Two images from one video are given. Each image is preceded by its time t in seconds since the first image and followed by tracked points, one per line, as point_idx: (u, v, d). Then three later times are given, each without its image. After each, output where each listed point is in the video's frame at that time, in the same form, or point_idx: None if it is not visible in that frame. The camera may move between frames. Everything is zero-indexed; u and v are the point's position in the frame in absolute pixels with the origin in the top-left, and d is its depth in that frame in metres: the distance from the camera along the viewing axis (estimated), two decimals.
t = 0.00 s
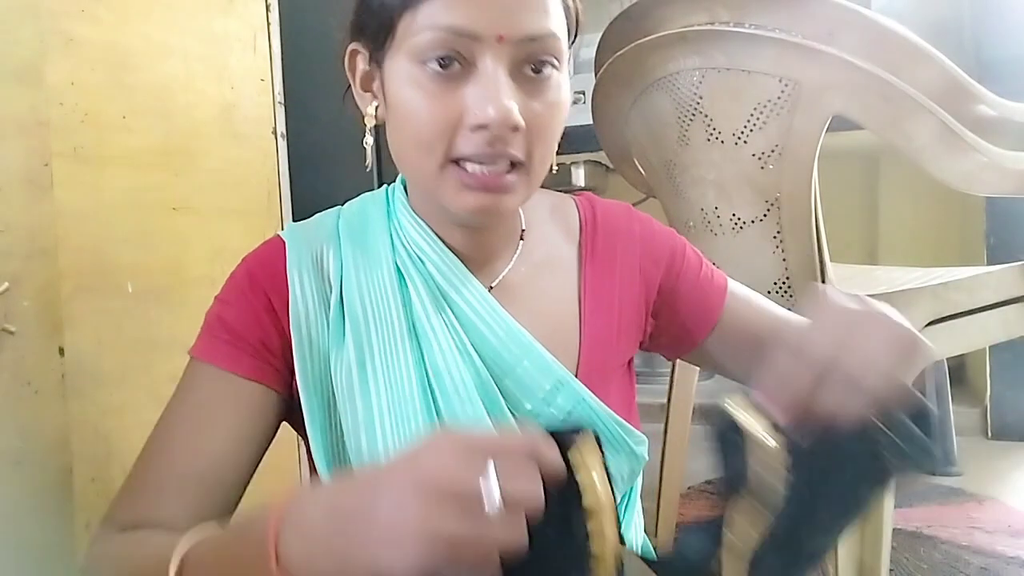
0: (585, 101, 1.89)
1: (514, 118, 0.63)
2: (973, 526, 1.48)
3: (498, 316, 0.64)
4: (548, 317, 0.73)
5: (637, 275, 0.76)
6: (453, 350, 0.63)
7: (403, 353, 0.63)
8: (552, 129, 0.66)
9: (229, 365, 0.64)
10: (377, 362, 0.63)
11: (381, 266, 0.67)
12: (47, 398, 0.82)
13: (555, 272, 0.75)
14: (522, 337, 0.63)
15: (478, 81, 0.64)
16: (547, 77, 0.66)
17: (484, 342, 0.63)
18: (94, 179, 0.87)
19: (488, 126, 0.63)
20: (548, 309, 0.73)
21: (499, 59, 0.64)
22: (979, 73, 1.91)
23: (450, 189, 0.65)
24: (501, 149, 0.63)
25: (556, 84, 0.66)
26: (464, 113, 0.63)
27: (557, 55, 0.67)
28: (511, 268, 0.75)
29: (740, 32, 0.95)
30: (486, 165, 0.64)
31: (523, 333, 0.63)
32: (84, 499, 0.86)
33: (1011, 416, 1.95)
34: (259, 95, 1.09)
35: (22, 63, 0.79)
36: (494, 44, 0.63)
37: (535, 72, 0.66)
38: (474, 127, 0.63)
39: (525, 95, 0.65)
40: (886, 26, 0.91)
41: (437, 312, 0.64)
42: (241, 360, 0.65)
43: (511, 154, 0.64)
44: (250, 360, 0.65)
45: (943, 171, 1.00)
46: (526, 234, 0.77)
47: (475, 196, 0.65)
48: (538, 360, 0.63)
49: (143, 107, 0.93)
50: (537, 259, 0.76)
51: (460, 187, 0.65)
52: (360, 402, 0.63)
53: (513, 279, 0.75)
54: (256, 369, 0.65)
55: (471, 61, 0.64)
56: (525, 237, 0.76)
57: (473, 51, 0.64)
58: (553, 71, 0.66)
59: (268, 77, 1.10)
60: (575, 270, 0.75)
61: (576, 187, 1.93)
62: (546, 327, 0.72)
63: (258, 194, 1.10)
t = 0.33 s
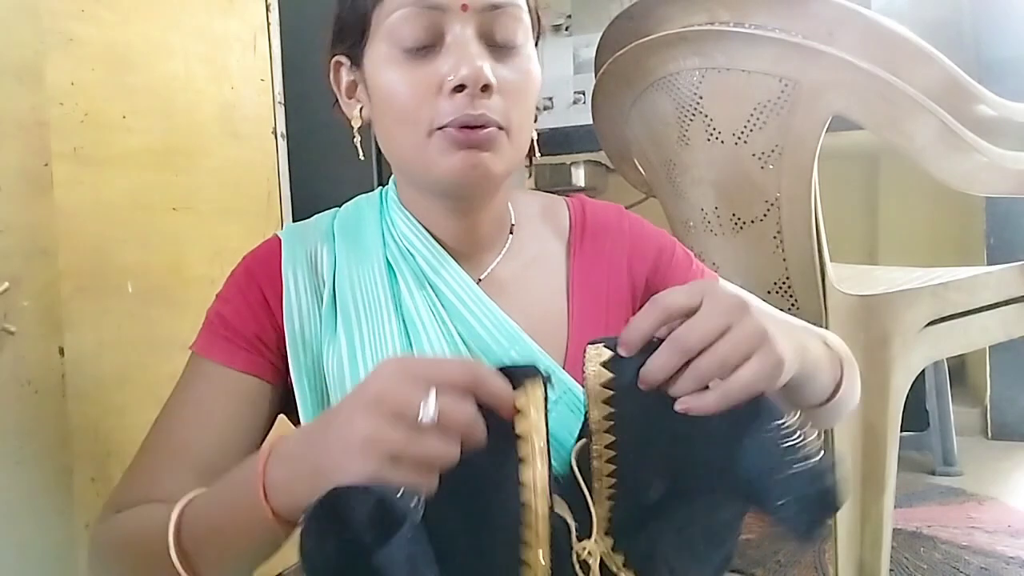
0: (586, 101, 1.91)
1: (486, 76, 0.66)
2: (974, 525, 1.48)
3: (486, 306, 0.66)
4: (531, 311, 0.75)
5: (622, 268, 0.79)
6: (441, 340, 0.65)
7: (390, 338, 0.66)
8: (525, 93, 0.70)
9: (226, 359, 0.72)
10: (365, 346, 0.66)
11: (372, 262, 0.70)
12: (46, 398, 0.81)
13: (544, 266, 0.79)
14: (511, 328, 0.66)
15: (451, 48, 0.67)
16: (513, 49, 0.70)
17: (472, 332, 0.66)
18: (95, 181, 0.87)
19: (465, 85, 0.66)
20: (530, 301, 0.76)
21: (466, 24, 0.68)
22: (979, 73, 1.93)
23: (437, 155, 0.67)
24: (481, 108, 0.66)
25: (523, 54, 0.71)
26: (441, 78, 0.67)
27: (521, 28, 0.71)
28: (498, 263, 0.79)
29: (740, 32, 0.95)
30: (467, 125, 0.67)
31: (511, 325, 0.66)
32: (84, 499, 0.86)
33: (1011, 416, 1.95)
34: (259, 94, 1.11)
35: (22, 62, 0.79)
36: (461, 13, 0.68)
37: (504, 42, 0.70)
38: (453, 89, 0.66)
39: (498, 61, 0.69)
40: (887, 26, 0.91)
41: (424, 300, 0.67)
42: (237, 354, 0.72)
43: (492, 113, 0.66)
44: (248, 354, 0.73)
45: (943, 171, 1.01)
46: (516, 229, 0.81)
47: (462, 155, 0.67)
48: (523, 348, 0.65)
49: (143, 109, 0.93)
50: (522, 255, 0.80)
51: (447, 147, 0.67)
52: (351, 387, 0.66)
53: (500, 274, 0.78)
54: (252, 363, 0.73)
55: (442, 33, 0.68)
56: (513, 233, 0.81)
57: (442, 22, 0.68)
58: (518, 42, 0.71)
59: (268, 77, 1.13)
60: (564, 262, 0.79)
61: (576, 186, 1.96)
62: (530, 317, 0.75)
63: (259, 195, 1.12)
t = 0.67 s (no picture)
0: (586, 101, 1.92)
1: (466, 105, 0.64)
2: (973, 526, 1.48)
3: (479, 305, 0.66)
4: (526, 313, 0.75)
5: (614, 272, 0.79)
6: (433, 337, 0.65)
7: (383, 336, 0.66)
8: (509, 112, 0.67)
9: (241, 365, 0.72)
10: (360, 346, 0.66)
11: (368, 261, 0.70)
12: (46, 398, 0.81)
13: (539, 265, 0.78)
14: (503, 324, 0.65)
15: (429, 76, 0.65)
16: (497, 64, 0.68)
17: (464, 328, 0.65)
18: (93, 180, 0.87)
19: (444, 116, 0.64)
20: (526, 300, 0.76)
21: (445, 51, 0.65)
22: (979, 74, 1.93)
23: (421, 180, 0.67)
24: (462, 137, 0.65)
25: (508, 66, 0.69)
26: (421, 106, 0.65)
27: (506, 39, 0.68)
28: (492, 260, 0.77)
29: (740, 32, 0.95)
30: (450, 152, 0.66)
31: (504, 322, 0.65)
32: (84, 499, 0.86)
33: (1011, 416, 1.96)
34: (259, 94, 1.11)
35: (22, 63, 0.79)
36: (438, 39, 0.65)
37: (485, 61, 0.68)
38: (433, 119, 0.65)
39: (479, 83, 0.67)
40: (886, 26, 0.91)
41: (418, 298, 0.67)
42: (251, 360, 0.72)
43: (474, 140, 0.65)
44: (261, 359, 0.73)
45: (943, 171, 1.01)
46: (511, 226, 0.80)
47: (445, 181, 0.67)
48: (516, 345, 0.64)
49: (143, 109, 0.93)
50: (518, 253, 0.78)
51: (430, 174, 0.66)
52: (344, 387, 0.66)
53: (493, 271, 0.77)
54: (267, 368, 0.73)
55: (421, 59, 0.66)
56: (509, 231, 0.79)
57: (421, 50, 0.66)
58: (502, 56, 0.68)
59: (268, 77, 1.13)
60: (559, 262, 0.79)
61: (576, 187, 1.93)
62: (524, 317, 0.75)
63: (258, 194, 1.12)
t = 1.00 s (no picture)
0: (585, 101, 1.91)
1: (469, 104, 0.64)
2: (973, 526, 1.48)
3: (485, 309, 0.66)
4: (528, 314, 0.75)
5: (620, 275, 0.79)
6: (437, 341, 0.65)
7: (388, 340, 0.66)
8: (514, 112, 0.67)
9: (246, 375, 0.72)
10: (363, 349, 0.66)
11: (371, 263, 0.70)
12: (47, 399, 0.81)
13: (544, 266, 0.78)
14: (509, 329, 0.65)
15: (432, 75, 0.66)
16: (500, 65, 0.68)
17: (469, 332, 0.66)
18: (93, 180, 0.86)
19: (446, 115, 0.64)
20: (529, 302, 0.76)
21: (448, 50, 0.66)
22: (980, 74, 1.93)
23: (424, 182, 0.67)
24: (464, 136, 0.65)
25: (512, 65, 0.68)
26: (424, 106, 0.65)
27: (511, 39, 0.68)
28: (496, 263, 0.78)
29: (740, 32, 0.95)
30: (453, 152, 0.66)
31: (511, 327, 0.65)
32: (84, 499, 0.86)
33: (1010, 416, 1.96)
34: (259, 94, 1.11)
35: (22, 63, 0.79)
36: (442, 38, 0.65)
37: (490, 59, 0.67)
38: (435, 118, 0.65)
39: (483, 84, 0.67)
40: (887, 27, 0.91)
41: (422, 301, 0.67)
42: (256, 370, 0.72)
43: (476, 139, 0.65)
44: (266, 368, 0.72)
45: (943, 170, 1.01)
46: (515, 227, 0.80)
47: (449, 183, 0.66)
48: (522, 349, 0.65)
49: (143, 109, 0.93)
50: (521, 255, 0.78)
51: (433, 176, 0.66)
52: (348, 391, 0.66)
53: (497, 273, 0.77)
54: (273, 377, 0.73)
55: (425, 59, 0.66)
56: (514, 232, 0.79)
57: (425, 48, 0.66)
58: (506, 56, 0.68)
59: (268, 77, 1.12)
60: (565, 264, 0.79)
61: (576, 187, 1.94)
62: (526, 318, 0.75)
63: (259, 194, 1.12)
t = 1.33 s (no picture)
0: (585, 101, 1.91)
1: (454, 73, 0.65)
2: (973, 526, 1.48)
3: (486, 316, 0.66)
4: (530, 319, 0.75)
5: (626, 284, 0.78)
6: (437, 349, 0.65)
7: (386, 347, 0.66)
8: (506, 86, 0.67)
9: (240, 382, 0.72)
10: (362, 357, 0.66)
11: (370, 267, 0.70)
12: (47, 398, 0.81)
13: (547, 272, 0.78)
14: (510, 339, 0.65)
15: (416, 51, 0.66)
16: (486, 41, 0.68)
17: (469, 340, 0.66)
18: (93, 180, 0.86)
19: (432, 86, 0.65)
20: (532, 309, 0.76)
21: (430, 22, 0.66)
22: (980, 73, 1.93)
23: (417, 167, 0.66)
24: (451, 106, 0.65)
25: (500, 42, 0.68)
26: (410, 83, 0.66)
27: (493, 17, 0.69)
28: (498, 268, 0.78)
29: (740, 32, 0.95)
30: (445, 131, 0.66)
31: (512, 337, 0.66)
32: (84, 499, 0.86)
33: (1011, 416, 1.96)
34: (260, 95, 1.11)
35: (22, 63, 0.79)
36: (421, 12, 0.66)
37: (473, 35, 0.68)
38: (421, 92, 0.65)
39: (468, 57, 0.67)
40: (886, 26, 0.91)
41: (421, 307, 0.67)
42: (250, 379, 0.72)
43: (465, 111, 0.65)
44: (259, 378, 0.72)
45: (943, 170, 1.01)
46: (519, 230, 0.80)
47: (443, 164, 0.65)
48: (524, 360, 0.65)
49: (143, 109, 0.93)
50: (523, 261, 0.78)
51: (428, 159, 0.66)
52: (346, 399, 0.66)
53: (500, 279, 0.77)
54: (265, 387, 0.73)
55: (407, 37, 0.67)
56: (517, 235, 0.79)
57: (405, 26, 0.67)
58: (492, 32, 0.69)
59: (268, 77, 1.12)
60: (571, 270, 0.78)
61: (576, 186, 1.96)
62: (527, 324, 0.75)
63: (259, 194, 1.12)
